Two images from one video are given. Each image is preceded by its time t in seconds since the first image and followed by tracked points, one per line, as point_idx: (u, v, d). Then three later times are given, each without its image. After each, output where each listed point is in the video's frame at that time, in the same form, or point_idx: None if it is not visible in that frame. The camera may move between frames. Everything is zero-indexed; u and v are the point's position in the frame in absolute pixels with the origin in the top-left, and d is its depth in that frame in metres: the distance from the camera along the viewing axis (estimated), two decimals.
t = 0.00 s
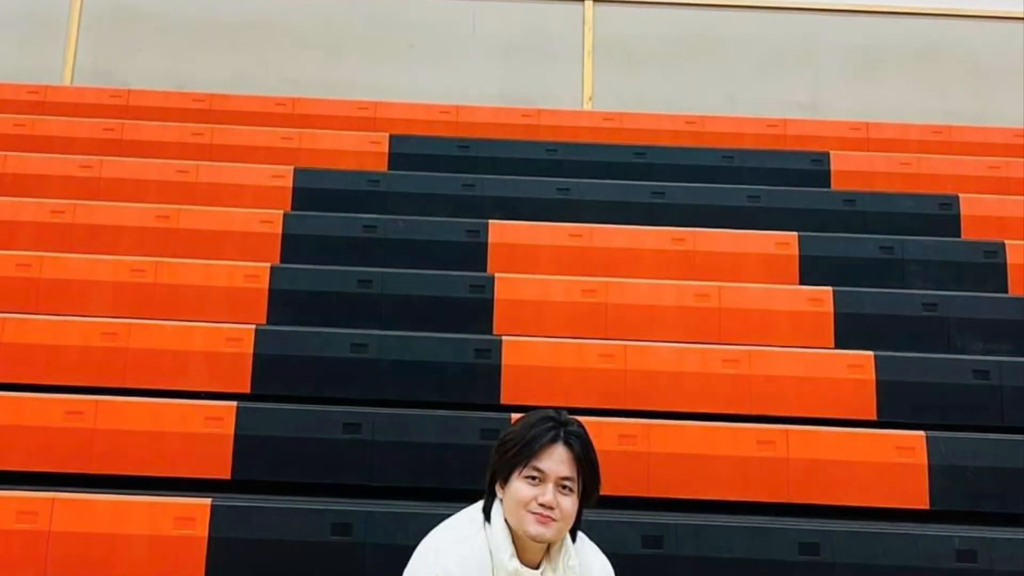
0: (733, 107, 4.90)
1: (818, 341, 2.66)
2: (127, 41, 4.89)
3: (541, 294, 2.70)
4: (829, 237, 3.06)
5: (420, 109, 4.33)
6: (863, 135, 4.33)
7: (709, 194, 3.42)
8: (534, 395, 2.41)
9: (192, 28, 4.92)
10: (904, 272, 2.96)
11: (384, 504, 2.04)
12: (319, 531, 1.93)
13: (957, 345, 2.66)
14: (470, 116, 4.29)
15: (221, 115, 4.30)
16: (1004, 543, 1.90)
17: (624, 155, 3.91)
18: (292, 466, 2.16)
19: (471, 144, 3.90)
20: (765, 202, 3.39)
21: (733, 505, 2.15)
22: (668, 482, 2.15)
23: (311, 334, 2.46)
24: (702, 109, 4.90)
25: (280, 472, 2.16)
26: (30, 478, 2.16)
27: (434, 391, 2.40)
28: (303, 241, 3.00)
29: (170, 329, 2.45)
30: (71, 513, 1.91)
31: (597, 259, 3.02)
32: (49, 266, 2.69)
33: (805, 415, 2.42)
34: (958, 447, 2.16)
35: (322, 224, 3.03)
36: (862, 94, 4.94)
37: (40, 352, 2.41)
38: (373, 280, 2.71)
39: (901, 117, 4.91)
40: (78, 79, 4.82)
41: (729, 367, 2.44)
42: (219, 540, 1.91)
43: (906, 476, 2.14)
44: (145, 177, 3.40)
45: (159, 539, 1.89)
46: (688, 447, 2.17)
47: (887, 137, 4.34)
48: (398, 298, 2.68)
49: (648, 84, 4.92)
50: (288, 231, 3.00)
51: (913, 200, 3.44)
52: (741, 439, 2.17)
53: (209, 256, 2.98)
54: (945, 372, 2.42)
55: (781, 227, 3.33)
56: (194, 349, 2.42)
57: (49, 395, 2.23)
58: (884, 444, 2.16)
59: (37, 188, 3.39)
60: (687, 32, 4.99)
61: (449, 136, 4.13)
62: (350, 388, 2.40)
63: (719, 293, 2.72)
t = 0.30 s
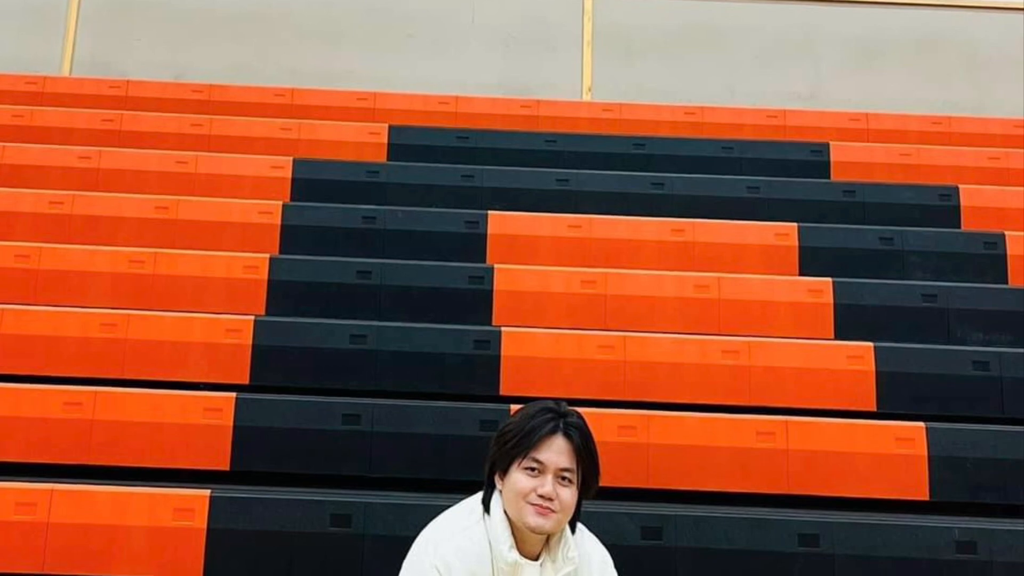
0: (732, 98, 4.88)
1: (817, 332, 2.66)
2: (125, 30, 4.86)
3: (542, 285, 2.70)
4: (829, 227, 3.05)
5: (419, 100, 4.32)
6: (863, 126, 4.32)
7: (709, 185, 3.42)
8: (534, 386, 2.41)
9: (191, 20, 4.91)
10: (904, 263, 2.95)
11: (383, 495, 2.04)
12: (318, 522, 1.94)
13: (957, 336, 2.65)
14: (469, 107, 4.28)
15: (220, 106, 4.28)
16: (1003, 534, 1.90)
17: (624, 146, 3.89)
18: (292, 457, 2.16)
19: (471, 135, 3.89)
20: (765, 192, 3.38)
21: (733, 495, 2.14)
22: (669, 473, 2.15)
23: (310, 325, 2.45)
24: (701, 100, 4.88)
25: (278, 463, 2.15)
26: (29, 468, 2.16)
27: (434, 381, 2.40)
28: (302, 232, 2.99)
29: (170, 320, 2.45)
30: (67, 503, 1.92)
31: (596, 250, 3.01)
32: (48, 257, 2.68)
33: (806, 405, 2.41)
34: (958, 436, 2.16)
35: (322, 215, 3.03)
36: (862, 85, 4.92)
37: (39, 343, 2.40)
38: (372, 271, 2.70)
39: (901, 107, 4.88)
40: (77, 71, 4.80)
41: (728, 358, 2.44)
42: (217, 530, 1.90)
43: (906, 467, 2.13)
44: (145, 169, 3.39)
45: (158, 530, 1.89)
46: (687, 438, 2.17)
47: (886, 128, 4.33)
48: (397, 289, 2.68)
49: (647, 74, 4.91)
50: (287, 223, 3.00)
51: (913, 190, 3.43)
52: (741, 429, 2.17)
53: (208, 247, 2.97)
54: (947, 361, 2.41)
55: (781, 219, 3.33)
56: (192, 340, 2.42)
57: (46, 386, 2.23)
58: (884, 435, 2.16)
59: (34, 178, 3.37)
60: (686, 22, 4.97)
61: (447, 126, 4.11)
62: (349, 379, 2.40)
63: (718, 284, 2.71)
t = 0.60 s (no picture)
0: (732, 88, 4.86)
1: (817, 323, 2.65)
2: (124, 22, 4.85)
3: (541, 276, 2.69)
4: (829, 218, 3.04)
5: (418, 91, 4.31)
6: (862, 116, 4.30)
7: (708, 176, 3.41)
8: (533, 377, 2.40)
9: (190, 10, 4.90)
10: (904, 254, 2.95)
11: (381, 486, 2.04)
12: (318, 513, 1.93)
13: (957, 327, 2.64)
14: (468, 98, 4.26)
15: (218, 97, 4.26)
16: (1003, 525, 1.90)
17: (624, 136, 3.88)
18: (291, 448, 2.15)
19: (470, 126, 3.87)
20: (765, 182, 3.37)
21: (732, 486, 2.14)
22: (668, 464, 2.14)
23: (309, 316, 2.44)
24: (700, 90, 4.85)
25: (277, 454, 2.15)
26: (28, 459, 2.15)
27: (433, 372, 2.39)
28: (301, 222, 2.98)
29: (168, 311, 2.44)
30: (66, 494, 1.91)
31: (596, 241, 3.00)
32: (47, 248, 2.67)
33: (805, 396, 2.41)
34: (958, 427, 2.16)
35: (321, 206, 3.02)
36: (862, 75, 4.89)
37: (37, 334, 2.40)
38: (371, 262, 2.70)
39: (901, 98, 4.84)
40: (76, 62, 4.79)
41: (727, 349, 2.43)
42: (216, 521, 1.90)
43: (906, 459, 2.13)
44: (144, 160, 3.37)
45: (157, 522, 1.89)
46: (687, 428, 2.16)
47: (886, 119, 4.31)
48: (396, 279, 2.67)
49: (647, 65, 4.89)
50: (286, 213, 2.99)
51: (913, 181, 3.42)
52: (741, 420, 2.17)
53: (207, 238, 2.96)
54: (947, 352, 2.41)
55: (781, 210, 3.32)
56: (191, 331, 2.41)
57: (45, 377, 2.22)
58: (884, 426, 2.16)
59: (33, 169, 3.35)
60: (686, 14, 4.96)
61: (446, 117, 4.10)
62: (348, 370, 2.39)
63: (718, 275, 2.71)
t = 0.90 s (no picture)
0: (732, 78, 4.83)
1: (817, 314, 2.65)
2: (123, 13, 4.83)
3: (540, 267, 2.68)
4: (829, 209, 3.04)
5: (417, 82, 4.29)
6: (862, 107, 4.29)
7: (708, 167, 3.40)
8: (533, 368, 2.40)
9: (189, 1, 4.88)
10: (904, 245, 2.94)
11: (380, 477, 2.04)
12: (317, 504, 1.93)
13: (957, 318, 2.64)
14: (468, 89, 4.24)
15: (217, 87, 4.24)
16: (1003, 516, 1.90)
17: (623, 127, 3.86)
18: (290, 439, 2.15)
19: (469, 117, 3.86)
20: (764, 173, 3.36)
21: (732, 477, 2.14)
22: (668, 455, 2.14)
23: (308, 307, 2.44)
24: (700, 81, 4.82)
25: (276, 445, 2.15)
26: (27, 451, 2.15)
27: (432, 363, 2.39)
28: (301, 213, 2.97)
29: (167, 302, 2.44)
30: (64, 486, 1.91)
31: (595, 232, 3.00)
32: (46, 239, 2.67)
33: (805, 387, 2.40)
34: (958, 419, 2.15)
35: (320, 197, 3.01)
36: (862, 65, 4.87)
37: (36, 324, 2.39)
38: (370, 253, 2.69)
39: (901, 88, 4.81)
40: (75, 53, 4.77)
41: (727, 339, 2.43)
42: (215, 513, 1.90)
43: (905, 450, 2.13)
44: (143, 151, 3.36)
45: (156, 513, 1.89)
46: (687, 420, 2.16)
47: (886, 110, 4.29)
48: (395, 271, 2.66)
49: (647, 56, 4.87)
50: (285, 204, 2.98)
51: (913, 172, 3.41)
52: (741, 412, 2.17)
53: (206, 229, 2.96)
54: (947, 343, 2.40)
55: (781, 200, 3.31)
56: (190, 322, 2.41)
57: (43, 368, 2.22)
58: (883, 417, 2.16)
59: (32, 160, 3.34)
60: (686, 5, 4.95)
61: (446, 108, 4.08)
62: (347, 361, 2.39)
63: (718, 265, 2.70)
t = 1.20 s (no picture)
0: (731, 69, 4.80)
1: (816, 305, 2.64)
2: (121, 4, 4.80)
3: (539, 259, 2.68)
4: (829, 200, 3.03)
5: (416, 72, 4.27)
6: (862, 98, 4.27)
7: (708, 158, 3.38)
8: (532, 359, 2.39)
9: None
10: (904, 236, 2.93)
11: (379, 469, 2.03)
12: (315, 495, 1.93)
13: (957, 309, 2.63)
14: (467, 79, 4.22)
15: (216, 79, 4.20)
16: (1003, 508, 1.89)
17: (623, 118, 3.85)
18: (289, 430, 2.15)
19: (468, 108, 3.84)
20: (764, 164, 3.35)
21: (731, 468, 2.14)
22: (667, 446, 2.14)
23: (307, 298, 2.43)
24: (699, 72, 4.80)
25: (274, 437, 2.14)
26: (25, 442, 2.15)
27: (430, 355, 2.38)
28: (299, 204, 2.96)
29: (165, 293, 2.43)
30: (63, 477, 1.90)
31: (594, 223, 2.99)
32: (44, 230, 2.66)
33: (804, 378, 2.40)
34: (958, 410, 2.15)
35: (319, 188, 3.00)
36: (862, 56, 4.85)
37: (34, 316, 2.38)
38: (368, 245, 2.68)
39: (901, 78, 4.79)
40: (73, 43, 4.74)
41: (726, 330, 2.42)
42: (214, 504, 1.90)
43: (905, 441, 2.13)
44: (141, 142, 3.34)
45: (154, 504, 1.89)
46: (686, 411, 2.16)
47: (886, 101, 4.27)
48: (394, 262, 2.66)
49: (646, 47, 4.85)
50: (284, 195, 2.97)
51: (913, 163, 3.40)
52: (741, 403, 2.16)
53: (205, 220, 2.94)
54: (947, 335, 2.40)
55: (781, 191, 3.29)
56: (188, 313, 2.40)
57: (42, 360, 2.21)
58: (882, 408, 2.16)
59: (30, 151, 3.33)
60: None
61: (445, 99, 4.06)
62: (346, 353, 2.38)
63: (717, 257, 2.69)
